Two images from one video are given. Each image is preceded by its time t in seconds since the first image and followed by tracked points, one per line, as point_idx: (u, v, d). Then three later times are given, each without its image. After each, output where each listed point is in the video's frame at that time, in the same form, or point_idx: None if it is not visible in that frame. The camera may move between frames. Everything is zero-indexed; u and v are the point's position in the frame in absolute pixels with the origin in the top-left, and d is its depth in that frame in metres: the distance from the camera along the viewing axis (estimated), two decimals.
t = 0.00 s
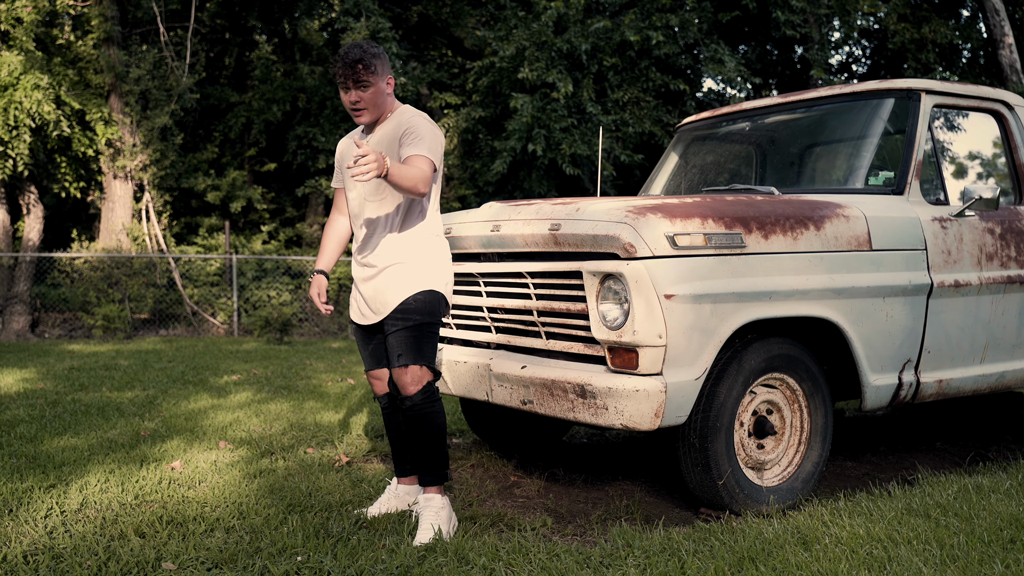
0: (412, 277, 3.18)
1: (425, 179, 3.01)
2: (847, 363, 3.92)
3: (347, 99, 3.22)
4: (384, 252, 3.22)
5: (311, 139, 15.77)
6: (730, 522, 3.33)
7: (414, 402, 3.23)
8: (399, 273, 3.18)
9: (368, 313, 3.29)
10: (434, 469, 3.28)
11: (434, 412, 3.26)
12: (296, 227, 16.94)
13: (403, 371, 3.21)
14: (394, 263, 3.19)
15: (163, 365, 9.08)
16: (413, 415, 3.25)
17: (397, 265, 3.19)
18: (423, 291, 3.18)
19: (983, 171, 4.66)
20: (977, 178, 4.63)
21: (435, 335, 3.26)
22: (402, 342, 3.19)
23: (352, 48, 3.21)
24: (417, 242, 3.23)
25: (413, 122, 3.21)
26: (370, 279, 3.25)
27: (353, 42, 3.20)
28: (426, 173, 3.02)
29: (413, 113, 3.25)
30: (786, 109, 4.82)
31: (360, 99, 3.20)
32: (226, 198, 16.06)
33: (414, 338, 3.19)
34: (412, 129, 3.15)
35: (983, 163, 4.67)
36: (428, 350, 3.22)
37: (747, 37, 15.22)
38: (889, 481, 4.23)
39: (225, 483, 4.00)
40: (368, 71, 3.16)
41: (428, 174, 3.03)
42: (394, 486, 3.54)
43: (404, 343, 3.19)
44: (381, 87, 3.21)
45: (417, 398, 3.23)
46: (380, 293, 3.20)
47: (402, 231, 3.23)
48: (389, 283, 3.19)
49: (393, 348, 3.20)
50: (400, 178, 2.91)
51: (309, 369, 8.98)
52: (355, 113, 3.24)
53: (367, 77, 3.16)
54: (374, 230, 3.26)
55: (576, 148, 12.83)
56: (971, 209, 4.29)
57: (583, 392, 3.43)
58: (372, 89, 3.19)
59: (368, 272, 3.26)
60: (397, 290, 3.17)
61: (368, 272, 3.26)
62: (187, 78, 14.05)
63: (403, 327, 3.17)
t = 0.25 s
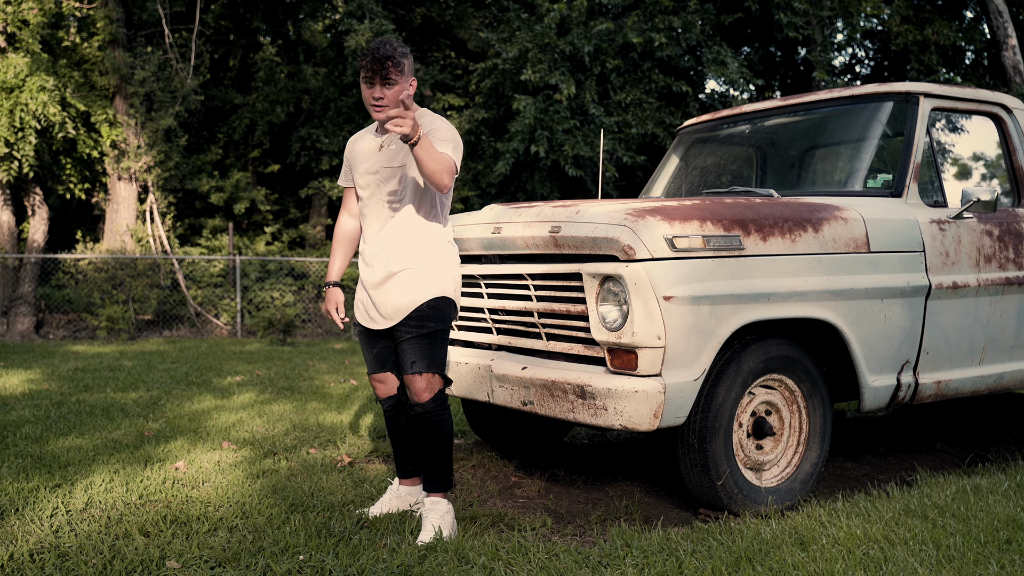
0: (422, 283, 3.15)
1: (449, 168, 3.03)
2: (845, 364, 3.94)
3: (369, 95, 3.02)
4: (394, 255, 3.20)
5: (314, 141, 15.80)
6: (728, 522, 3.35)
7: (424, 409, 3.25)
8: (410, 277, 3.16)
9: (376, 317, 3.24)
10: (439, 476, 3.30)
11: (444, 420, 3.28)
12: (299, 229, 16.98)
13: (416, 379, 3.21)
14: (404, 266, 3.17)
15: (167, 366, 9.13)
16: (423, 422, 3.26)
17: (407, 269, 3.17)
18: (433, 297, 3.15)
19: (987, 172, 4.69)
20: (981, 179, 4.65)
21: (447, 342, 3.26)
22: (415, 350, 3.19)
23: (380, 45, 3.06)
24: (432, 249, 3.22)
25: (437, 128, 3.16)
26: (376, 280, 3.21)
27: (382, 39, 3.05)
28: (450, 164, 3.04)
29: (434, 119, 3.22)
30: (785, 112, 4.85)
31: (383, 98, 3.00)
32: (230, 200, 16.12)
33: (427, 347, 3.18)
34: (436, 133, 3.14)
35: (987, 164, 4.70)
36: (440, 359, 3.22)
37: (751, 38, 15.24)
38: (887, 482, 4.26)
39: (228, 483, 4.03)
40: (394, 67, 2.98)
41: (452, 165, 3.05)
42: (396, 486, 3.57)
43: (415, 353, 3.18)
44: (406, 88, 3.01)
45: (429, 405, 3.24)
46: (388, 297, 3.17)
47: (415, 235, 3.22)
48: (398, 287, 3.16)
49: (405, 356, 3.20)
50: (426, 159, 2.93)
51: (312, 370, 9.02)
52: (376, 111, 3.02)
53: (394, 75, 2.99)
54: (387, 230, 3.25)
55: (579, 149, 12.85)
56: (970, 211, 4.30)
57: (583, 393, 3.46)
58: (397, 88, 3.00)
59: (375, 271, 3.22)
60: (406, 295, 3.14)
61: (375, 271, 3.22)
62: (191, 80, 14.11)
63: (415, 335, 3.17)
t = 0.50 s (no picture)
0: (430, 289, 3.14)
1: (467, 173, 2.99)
2: (841, 367, 3.98)
3: (389, 96, 3.06)
4: (404, 260, 3.19)
5: (315, 143, 15.83)
6: (724, 524, 3.39)
7: (430, 416, 3.26)
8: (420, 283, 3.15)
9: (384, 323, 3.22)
10: (443, 480, 3.33)
11: (449, 428, 3.30)
12: (300, 230, 17.02)
13: (423, 386, 3.21)
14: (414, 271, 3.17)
15: (168, 367, 9.17)
16: (429, 429, 3.28)
17: (416, 275, 3.16)
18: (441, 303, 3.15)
19: (987, 175, 4.75)
20: (982, 182, 4.72)
21: (454, 349, 3.26)
22: (423, 357, 3.19)
23: (402, 45, 3.08)
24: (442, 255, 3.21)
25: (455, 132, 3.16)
26: (384, 283, 3.20)
27: (404, 40, 3.07)
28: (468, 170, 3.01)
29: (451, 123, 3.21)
30: (784, 116, 4.89)
31: (403, 100, 3.05)
32: (231, 202, 16.16)
33: (436, 354, 3.18)
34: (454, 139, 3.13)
35: (988, 167, 4.76)
36: (448, 366, 3.23)
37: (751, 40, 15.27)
38: (883, 483, 4.29)
39: (230, 484, 4.07)
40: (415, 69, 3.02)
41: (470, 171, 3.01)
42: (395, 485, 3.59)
43: (423, 360, 3.19)
44: (426, 91, 3.08)
45: (435, 413, 3.26)
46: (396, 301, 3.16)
47: (426, 241, 3.21)
48: (407, 292, 3.15)
49: (413, 362, 3.20)
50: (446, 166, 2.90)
51: (312, 371, 9.06)
52: (395, 111, 3.09)
53: (416, 77, 3.03)
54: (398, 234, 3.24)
55: (579, 151, 12.90)
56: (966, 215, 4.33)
57: (581, 396, 3.49)
58: (417, 90, 3.06)
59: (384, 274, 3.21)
60: (412, 301, 3.13)
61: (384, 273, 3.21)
62: (193, 82, 14.16)
63: (424, 342, 3.17)
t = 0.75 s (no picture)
0: (436, 295, 3.14)
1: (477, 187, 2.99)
2: (836, 370, 4.01)
3: (405, 98, 3.08)
4: (410, 264, 3.17)
5: (315, 144, 15.85)
6: (719, 525, 3.42)
7: (433, 421, 3.26)
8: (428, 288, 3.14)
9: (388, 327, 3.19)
10: (441, 485, 3.33)
11: (450, 433, 3.30)
12: (300, 231, 17.05)
13: (426, 391, 3.21)
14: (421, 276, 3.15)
15: (167, 368, 9.21)
16: (431, 434, 3.28)
17: (423, 280, 3.14)
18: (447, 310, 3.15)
19: (984, 177, 4.79)
20: (980, 182, 4.77)
21: (458, 356, 3.26)
22: (427, 364, 3.19)
23: (421, 47, 3.05)
24: (448, 262, 3.19)
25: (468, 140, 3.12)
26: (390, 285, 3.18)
27: (423, 42, 3.05)
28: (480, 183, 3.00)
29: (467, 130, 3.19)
30: (780, 121, 4.93)
31: (419, 104, 3.06)
32: (231, 203, 16.19)
33: (440, 361, 3.18)
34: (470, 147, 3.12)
35: (984, 169, 4.80)
36: (451, 372, 3.23)
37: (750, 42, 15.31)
38: (877, 484, 4.33)
39: (229, 486, 4.11)
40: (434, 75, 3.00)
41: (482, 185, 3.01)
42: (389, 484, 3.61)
43: (428, 366, 3.18)
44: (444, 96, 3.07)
45: (437, 418, 3.26)
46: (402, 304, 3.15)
47: (432, 246, 3.18)
48: (412, 296, 3.14)
49: (416, 367, 3.20)
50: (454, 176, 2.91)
51: (311, 372, 9.10)
52: (410, 114, 3.10)
53: (433, 81, 3.01)
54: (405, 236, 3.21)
55: (578, 153, 12.94)
56: (960, 219, 4.37)
57: (577, 399, 3.52)
58: (434, 95, 3.04)
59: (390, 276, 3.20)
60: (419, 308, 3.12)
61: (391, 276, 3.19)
62: (193, 84, 14.19)
63: (429, 348, 3.17)
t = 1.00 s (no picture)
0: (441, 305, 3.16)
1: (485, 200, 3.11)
2: (829, 373, 4.05)
3: (415, 105, 3.10)
4: (410, 265, 3.17)
5: (313, 145, 15.87)
6: (713, 527, 3.45)
7: (432, 425, 3.30)
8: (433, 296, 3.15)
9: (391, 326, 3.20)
10: (439, 487, 3.34)
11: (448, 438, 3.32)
12: (299, 232, 17.08)
13: (427, 396, 3.25)
14: (425, 283, 3.14)
15: (167, 369, 9.24)
16: (431, 439, 3.30)
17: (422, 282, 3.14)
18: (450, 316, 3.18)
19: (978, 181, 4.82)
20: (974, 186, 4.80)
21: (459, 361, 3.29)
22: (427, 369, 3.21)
23: (431, 53, 3.07)
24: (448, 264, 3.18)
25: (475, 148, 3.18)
26: (394, 291, 3.18)
27: (433, 48, 3.07)
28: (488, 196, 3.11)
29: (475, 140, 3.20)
30: (775, 125, 4.96)
31: (429, 111, 3.08)
32: (230, 204, 16.22)
33: (441, 367, 3.20)
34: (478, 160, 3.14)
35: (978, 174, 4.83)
36: (451, 378, 3.26)
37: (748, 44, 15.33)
38: (871, 486, 4.36)
39: (227, 487, 4.14)
40: (445, 84, 3.04)
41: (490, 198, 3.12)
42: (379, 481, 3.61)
43: (429, 371, 3.21)
44: (454, 102, 3.12)
45: (437, 422, 3.29)
46: (408, 311, 3.15)
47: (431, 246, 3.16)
48: (411, 299, 3.15)
49: (417, 372, 3.22)
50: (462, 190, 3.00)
51: (310, 373, 9.13)
52: (420, 122, 3.11)
53: (443, 89, 3.06)
54: (408, 240, 3.20)
55: (576, 154, 12.99)
56: (954, 223, 4.40)
57: (573, 402, 3.55)
58: (444, 102, 3.09)
59: (394, 282, 3.19)
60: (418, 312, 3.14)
61: (395, 282, 3.19)
62: (192, 85, 14.22)
63: (430, 355, 3.19)
